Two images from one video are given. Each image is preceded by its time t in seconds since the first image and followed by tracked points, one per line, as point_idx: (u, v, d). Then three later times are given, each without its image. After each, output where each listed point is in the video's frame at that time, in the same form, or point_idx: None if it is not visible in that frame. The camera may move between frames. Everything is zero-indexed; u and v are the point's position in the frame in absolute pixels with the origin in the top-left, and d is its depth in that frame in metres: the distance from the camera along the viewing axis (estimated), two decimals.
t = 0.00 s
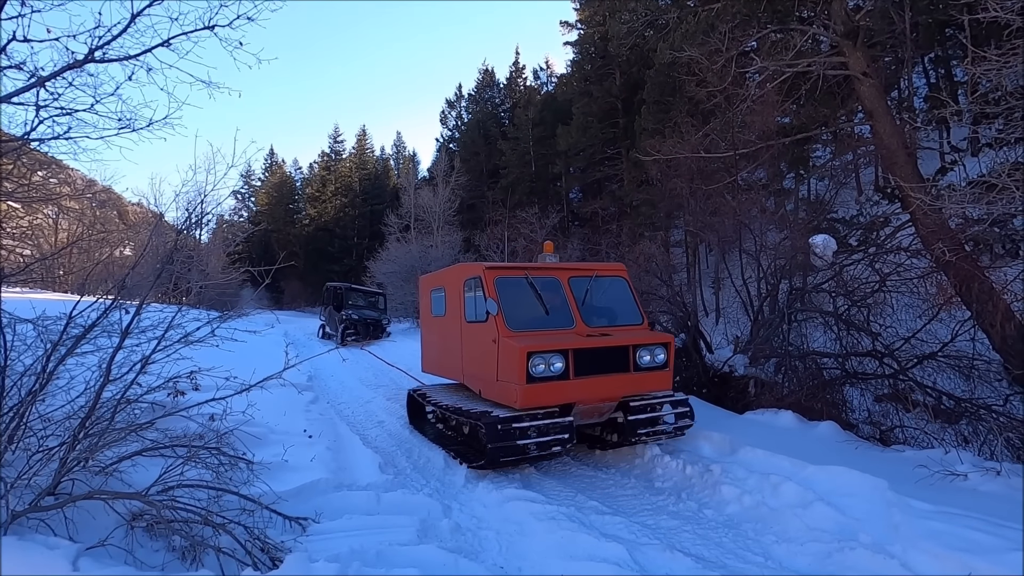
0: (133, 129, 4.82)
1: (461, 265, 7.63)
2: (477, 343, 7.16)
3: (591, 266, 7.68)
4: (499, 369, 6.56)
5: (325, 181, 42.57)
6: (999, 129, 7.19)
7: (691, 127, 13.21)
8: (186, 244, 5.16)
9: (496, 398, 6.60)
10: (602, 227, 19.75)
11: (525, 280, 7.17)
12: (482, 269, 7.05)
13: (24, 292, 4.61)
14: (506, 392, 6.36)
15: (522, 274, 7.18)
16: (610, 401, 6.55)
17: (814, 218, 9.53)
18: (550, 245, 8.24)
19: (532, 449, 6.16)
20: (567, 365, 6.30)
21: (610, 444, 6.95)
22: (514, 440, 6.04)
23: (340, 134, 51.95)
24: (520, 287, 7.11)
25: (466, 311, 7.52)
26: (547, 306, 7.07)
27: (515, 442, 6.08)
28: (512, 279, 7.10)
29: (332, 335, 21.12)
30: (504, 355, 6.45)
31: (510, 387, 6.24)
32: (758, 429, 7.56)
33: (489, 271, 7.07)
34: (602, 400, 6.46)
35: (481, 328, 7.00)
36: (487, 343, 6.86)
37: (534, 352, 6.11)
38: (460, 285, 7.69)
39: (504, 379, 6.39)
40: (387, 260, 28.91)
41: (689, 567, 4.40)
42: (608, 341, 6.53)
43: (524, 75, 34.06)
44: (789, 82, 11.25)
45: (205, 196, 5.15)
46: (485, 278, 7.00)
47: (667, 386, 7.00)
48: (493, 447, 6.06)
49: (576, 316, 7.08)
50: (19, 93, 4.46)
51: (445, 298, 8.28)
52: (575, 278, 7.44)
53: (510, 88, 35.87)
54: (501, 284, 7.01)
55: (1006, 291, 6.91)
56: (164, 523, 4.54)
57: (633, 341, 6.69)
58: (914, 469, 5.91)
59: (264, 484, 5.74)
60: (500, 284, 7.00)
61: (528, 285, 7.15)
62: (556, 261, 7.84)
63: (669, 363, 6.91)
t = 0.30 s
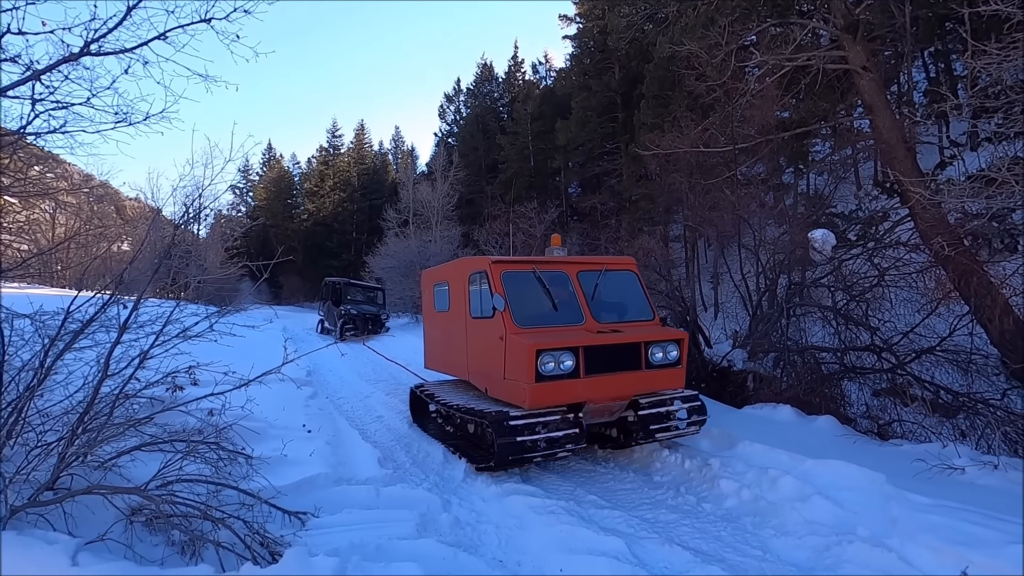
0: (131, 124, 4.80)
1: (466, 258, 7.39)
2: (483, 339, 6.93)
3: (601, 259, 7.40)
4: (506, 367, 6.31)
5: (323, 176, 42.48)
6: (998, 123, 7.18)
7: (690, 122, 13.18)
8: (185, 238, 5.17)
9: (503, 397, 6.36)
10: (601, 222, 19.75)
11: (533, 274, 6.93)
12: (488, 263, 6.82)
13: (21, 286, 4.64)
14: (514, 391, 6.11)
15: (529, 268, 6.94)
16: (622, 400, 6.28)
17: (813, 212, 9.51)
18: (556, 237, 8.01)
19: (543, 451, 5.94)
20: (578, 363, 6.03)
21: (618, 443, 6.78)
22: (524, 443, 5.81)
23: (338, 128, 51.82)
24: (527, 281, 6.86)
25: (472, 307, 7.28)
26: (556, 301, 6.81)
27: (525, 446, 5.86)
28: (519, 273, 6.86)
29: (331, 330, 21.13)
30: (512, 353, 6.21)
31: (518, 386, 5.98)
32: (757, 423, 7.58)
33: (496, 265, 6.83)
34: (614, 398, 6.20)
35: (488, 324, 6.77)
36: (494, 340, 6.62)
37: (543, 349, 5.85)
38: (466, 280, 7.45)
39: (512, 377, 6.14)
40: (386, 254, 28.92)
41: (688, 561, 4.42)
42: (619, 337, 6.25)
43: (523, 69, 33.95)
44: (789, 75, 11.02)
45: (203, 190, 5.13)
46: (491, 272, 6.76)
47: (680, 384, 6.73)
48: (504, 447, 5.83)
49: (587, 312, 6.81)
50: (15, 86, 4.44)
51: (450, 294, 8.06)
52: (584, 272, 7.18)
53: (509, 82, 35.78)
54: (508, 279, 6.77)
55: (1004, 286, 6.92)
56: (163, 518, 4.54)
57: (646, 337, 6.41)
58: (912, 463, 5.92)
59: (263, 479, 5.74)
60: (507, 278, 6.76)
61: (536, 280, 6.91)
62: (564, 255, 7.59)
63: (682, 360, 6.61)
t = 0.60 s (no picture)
0: (125, 125, 4.79)
1: (470, 258, 7.18)
2: (486, 343, 6.75)
3: (609, 261, 7.24)
4: (511, 373, 6.15)
5: (319, 179, 42.45)
6: (990, 128, 7.23)
7: (685, 126, 13.24)
8: (179, 241, 5.17)
9: (508, 404, 6.21)
10: (597, 225, 19.80)
11: (539, 276, 6.73)
12: (494, 264, 6.61)
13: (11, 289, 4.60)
14: (520, 398, 5.97)
15: (536, 270, 6.75)
16: (630, 408, 6.18)
17: (808, 216, 9.57)
18: (564, 242, 8.05)
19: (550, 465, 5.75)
20: (586, 370, 5.90)
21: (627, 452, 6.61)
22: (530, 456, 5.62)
23: (333, 131, 51.80)
24: (533, 283, 6.68)
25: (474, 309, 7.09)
26: (563, 304, 6.64)
27: (531, 459, 5.66)
28: (526, 276, 6.67)
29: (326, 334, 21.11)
30: (518, 358, 6.05)
31: (525, 394, 5.84)
32: (752, 426, 7.62)
33: (501, 266, 6.62)
34: (622, 407, 6.09)
35: (492, 328, 6.59)
36: (499, 344, 6.44)
37: (552, 356, 5.71)
38: (468, 280, 7.24)
39: (518, 384, 5.99)
40: (381, 258, 28.93)
41: (683, 564, 4.43)
42: (629, 344, 6.13)
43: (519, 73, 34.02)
44: (783, 81, 11.19)
45: (197, 193, 5.13)
46: (496, 274, 6.56)
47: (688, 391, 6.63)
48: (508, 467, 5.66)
49: (594, 316, 6.66)
50: (8, 89, 4.44)
51: (450, 294, 7.85)
52: (592, 275, 7.01)
53: (504, 86, 35.86)
54: (513, 281, 6.58)
55: (996, 290, 6.98)
56: (156, 522, 4.53)
57: (655, 344, 6.29)
58: (906, 465, 5.95)
59: (257, 483, 5.73)
60: (512, 281, 6.57)
61: (542, 282, 6.72)
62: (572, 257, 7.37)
63: (692, 367, 6.52)
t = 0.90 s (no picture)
0: (120, 126, 4.80)
1: (474, 259, 7.02)
2: (491, 348, 6.62)
3: (617, 262, 7.09)
4: (518, 379, 6.00)
5: (314, 181, 42.46)
6: (981, 132, 7.31)
7: (680, 129, 13.29)
8: (172, 244, 5.19)
9: (515, 411, 6.07)
10: (592, 228, 19.86)
11: (546, 278, 6.58)
12: (499, 266, 6.46)
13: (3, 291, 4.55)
14: (528, 406, 5.84)
15: (542, 272, 6.60)
16: (640, 415, 6.05)
17: (802, 219, 9.62)
18: (571, 241, 7.77)
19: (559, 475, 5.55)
20: (596, 378, 5.76)
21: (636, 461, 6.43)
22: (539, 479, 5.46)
23: (329, 133, 51.82)
24: (540, 286, 6.53)
25: (479, 312, 6.95)
26: (570, 307, 6.49)
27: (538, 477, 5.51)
28: (532, 278, 6.52)
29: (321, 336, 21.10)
30: (525, 364, 5.91)
31: (533, 402, 5.70)
32: (748, 428, 7.63)
33: (507, 269, 6.47)
34: (632, 414, 5.96)
35: (497, 331, 6.45)
36: (505, 349, 6.30)
37: (561, 363, 5.57)
38: (473, 282, 7.10)
39: (525, 391, 5.85)
40: (377, 260, 28.92)
41: (678, 566, 4.45)
42: (640, 350, 5.99)
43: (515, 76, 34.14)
44: (778, 84, 11.35)
45: (192, 195, 5.15)
46: (502, 277, 6.41)
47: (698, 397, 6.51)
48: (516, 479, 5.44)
49: (603, 320, 6.53)
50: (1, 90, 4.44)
51: (453, 296, 7.71)
52: (600, 276, 6.85)
53: (500, 89, 35.96)
54: (519, 284, 6.43)
55: (988, 292, 7.04)
56: (150, 526, 4.52)
57: (666, 349, 6.16)
58: (900, 467, 5.99)
59: (252, 486, 5.73)
60: (518, 283, 6.42)
61: (549, 284, 6.57)
62: (579, 259, 7.20)
63: (702, 372, 6.40)
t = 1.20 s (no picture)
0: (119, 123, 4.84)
1: (482, 258, 6.73)
2: (499, 350, 6.33)
3: (630, 262, 6.81)
4: (528, 384, 5.71)
5: (313, 180, 42.47)
6: (980, 136, 7.32)
7: (680, 130, 13.30)
8: (171, 241, 5.16)
9: (523, 417, 5.78)
10: (591, 229, 19.88)
11: (557, 278, 6.29)
12: (508, 265, 6.16)
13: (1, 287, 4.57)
14: (538, 412, 5.54)
15: (553, 272, 6.30)
16: (656, 422, 5.76)
17: (801, 221, 9.61)
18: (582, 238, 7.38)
19: (571, 485, 5.37)
20: (610, 383, 5.47)
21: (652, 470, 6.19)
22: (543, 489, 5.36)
23: (329, 132, 51.79)
24: (551, 286, 6.24)
25: (486, 313, 6.66)
26: (582, 309, 6.20)
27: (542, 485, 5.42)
28: (542, 278, 6.23)
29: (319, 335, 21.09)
30: (535, 368, 5.61)
31: (544, 408, 5.40)
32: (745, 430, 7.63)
33: (517, 268, 6.17)
34: (648, 421, 5.67)
35: (506, 334, 6.16)
36: (513, 352, 6.00)
37: (575, 368, 5.27)
38: (479, 281, 6.81)
39: (535, 397, 5.56)
40: (375, 259, 28.90)
41: (675, 567, 4.46)
42: (656, 354, 5.70)
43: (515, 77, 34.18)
44: (777, 87, 11.30)
45: (191, 193, 5.15)
46: (511, 276, 6.12)
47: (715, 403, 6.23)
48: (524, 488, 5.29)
49: (616, 322, 6.24)
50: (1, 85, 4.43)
51: (458, 296, 7.43)
52: (612, 277, 6.57)
53: (501, 89, 36.00)
54: (529, 284, 6.14)
55: (986, 295, 7.06)
56: (147, 524, 4.52)
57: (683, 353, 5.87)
58: (897, 470, 6.00)
59: (249, 484, 5.72)
60: (528, 284, 6.13)
61: (560, 285, 6.28)
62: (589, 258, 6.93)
63: (720, 378, 6.10)
